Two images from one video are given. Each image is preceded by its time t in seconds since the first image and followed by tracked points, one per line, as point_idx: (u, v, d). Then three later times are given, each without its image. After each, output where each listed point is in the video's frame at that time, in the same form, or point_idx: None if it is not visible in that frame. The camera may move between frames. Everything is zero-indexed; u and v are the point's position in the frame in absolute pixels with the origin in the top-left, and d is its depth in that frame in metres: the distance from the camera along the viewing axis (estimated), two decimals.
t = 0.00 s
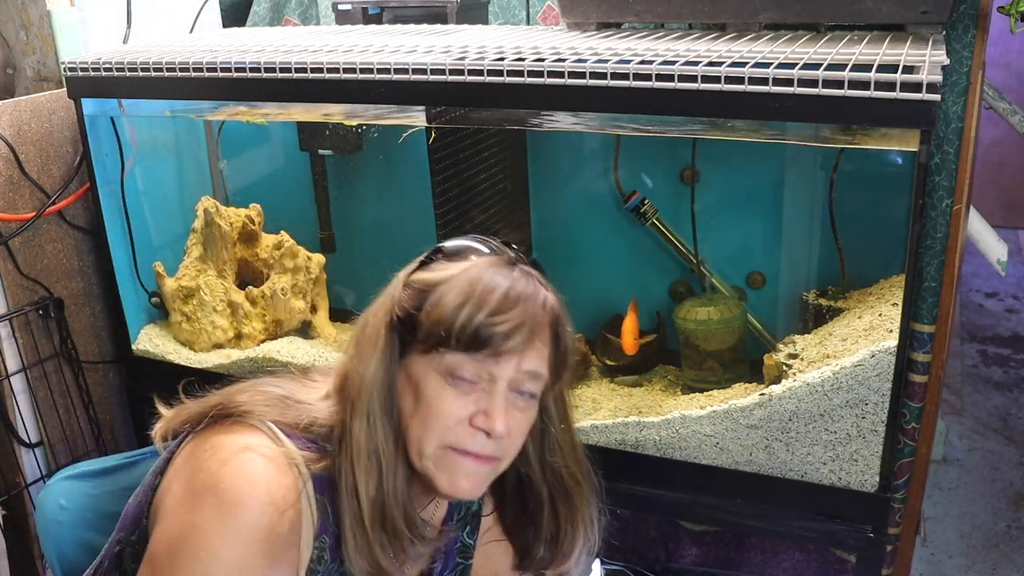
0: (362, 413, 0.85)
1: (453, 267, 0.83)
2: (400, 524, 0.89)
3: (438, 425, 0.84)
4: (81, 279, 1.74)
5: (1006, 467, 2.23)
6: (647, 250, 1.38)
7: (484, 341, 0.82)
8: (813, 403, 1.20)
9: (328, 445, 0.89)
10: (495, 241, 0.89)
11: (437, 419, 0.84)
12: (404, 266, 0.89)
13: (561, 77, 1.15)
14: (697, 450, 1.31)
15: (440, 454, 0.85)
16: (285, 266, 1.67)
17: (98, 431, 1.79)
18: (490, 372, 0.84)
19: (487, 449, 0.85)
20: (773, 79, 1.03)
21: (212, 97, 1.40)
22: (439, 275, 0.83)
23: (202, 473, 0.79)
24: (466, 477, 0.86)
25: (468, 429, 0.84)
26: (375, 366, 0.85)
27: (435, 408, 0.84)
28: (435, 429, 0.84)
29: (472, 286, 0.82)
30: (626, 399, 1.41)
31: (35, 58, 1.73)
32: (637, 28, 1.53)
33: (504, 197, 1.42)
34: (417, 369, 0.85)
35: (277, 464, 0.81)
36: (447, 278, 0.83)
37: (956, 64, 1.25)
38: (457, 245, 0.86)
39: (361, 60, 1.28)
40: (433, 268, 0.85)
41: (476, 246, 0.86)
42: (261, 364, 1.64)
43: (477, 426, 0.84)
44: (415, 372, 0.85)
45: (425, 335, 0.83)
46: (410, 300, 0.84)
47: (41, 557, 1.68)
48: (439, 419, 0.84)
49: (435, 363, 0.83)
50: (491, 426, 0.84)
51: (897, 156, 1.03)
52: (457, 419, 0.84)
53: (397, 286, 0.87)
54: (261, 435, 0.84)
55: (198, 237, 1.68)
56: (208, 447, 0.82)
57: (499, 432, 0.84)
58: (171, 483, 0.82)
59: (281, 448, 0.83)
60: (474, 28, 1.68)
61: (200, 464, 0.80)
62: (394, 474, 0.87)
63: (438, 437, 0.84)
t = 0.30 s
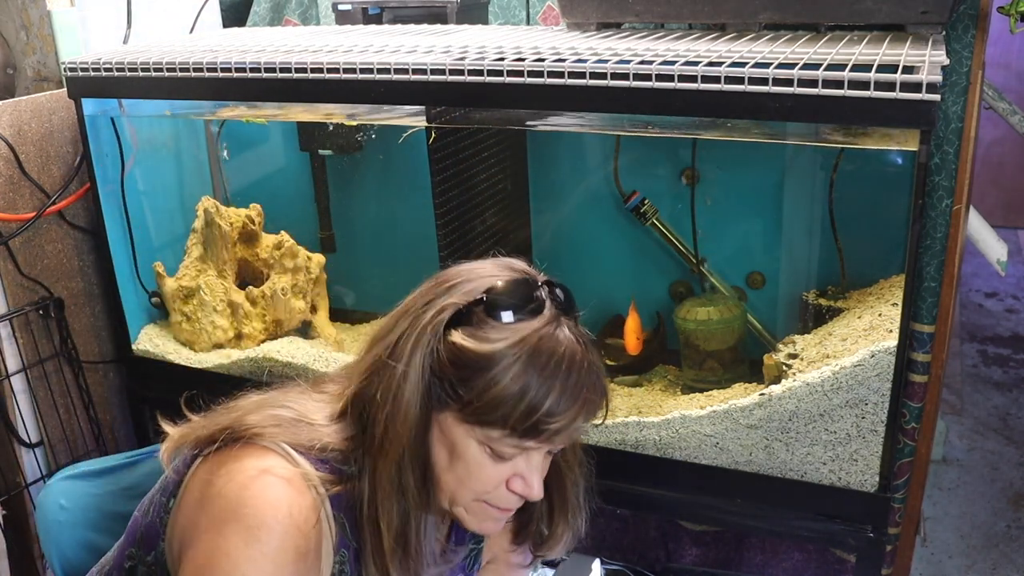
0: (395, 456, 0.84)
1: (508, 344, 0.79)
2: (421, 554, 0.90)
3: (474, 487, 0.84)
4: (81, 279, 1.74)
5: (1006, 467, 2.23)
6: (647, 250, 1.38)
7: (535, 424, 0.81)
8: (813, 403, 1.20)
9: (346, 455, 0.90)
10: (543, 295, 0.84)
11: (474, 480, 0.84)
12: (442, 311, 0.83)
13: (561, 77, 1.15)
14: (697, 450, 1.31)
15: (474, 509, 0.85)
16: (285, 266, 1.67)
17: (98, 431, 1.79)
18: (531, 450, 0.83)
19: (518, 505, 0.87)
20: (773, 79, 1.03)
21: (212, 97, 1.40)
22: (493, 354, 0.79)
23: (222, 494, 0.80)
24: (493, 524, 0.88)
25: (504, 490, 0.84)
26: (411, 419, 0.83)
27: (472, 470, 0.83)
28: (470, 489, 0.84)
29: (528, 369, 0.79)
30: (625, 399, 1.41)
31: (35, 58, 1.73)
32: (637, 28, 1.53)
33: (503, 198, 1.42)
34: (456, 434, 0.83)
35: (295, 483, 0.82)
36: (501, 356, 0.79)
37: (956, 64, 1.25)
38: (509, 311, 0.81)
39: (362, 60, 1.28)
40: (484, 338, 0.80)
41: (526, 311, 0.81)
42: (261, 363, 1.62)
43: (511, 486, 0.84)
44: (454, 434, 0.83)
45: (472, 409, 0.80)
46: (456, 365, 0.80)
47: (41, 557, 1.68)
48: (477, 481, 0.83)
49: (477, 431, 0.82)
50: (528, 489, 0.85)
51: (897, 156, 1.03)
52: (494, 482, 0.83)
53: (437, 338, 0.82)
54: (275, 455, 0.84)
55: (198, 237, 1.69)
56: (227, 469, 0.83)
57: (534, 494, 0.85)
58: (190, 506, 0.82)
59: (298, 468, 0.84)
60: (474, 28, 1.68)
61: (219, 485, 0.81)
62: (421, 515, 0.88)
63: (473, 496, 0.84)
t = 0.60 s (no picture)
0: (382, 472, 0.85)
1: (491, 356, 0.78)
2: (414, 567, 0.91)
3: (460, 504, 0.84)
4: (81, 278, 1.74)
5: (1006, 467, 2.23)
6: (646, 250, 1.38)
7: (522, 438, 0.80)
8: (813, 403, 1.20)
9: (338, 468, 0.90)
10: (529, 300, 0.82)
11: (459, 497, 0.84)
12: (422, 324, 0.82)
13: (561, 77, 1.15)
14: (697, 450, 1.31)
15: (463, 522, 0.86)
16: (285, 266, 1.67)
17: (98, 431, 1.79)
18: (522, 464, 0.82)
19: (506, 518, 0.87)
20: (773, 79, 1.03)
21: (213, 97, 1.40)
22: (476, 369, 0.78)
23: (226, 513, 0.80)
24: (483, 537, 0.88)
25: (490, 505, 0.84)
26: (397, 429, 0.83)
27: (456, 486, 0.83)
28: (455, 505, 0.85)
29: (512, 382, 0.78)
30: (625, 399, 1.41)
31: (35, 59, 1.73)
32: (637, 28, 1.53)
33: (504, 198, 1.41)
34: (439, 449, 0.83)
35: (294, 495, 0.82)
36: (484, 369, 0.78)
37: (956, 64, 1.25)
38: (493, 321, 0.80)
39: (362, 60, 1.28)
40: (467, 350, 0.79)
41: (511, 321, 0.80)
42: (261, 363, 1.61)
43: (498, 502, 0.85)
44: (436, 449, 0.83)
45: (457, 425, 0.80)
46: (438, 380, 0.80)
47: (42, 557, 1.68)
48: (462, 497, 0.84)
49: (459, 447, 0.81)
50: (513, 504, 0.84)
51: (897, 157, 1.03)
52: (480, 498, 0.84)
53: (420, 351, 0.82)
54: (272, 468, 0.84)
55: (198, 237, 1.69)
56: (227, 483, 0.83)
57: (522, 508, 0.85)
58: (193, 522, 0.83)
59: (295, 479, 0.84)
60: (474, 28, 1.68)
61: (220, 501, 0.81)
62: (411, 532, 0.88)
63: (459, 511, 0.85)
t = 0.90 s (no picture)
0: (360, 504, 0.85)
1: (476, 401, 0.78)
2: None
3: (440, 539, 0.84)
4: (81, 278, 1.74)
5: (1006, 467, 2.23)
6: (646, 250, 1.37)
7: (504, 476, 0.80)
8: (813, 403, 1.20)
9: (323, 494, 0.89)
10: (512, 334, 0.82)
11: (440, 532, 0.84)
12: (402, 363, 0.82)
13: (561, 77, 1.15)
14: (697, 450, 1.31)
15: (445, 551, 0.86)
16: (285, 266, 1.67)
17: (98, 431, 1.79)
18: (505, 503, 0.82)
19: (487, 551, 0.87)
20: (773, 79, 1.03)
21: (212, 97, 1.40)
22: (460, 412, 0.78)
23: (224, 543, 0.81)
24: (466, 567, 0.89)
25: (472, 542, 0.84)
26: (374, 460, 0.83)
27: (437, 523, 0.84)
28: (437, 539, 0.85)
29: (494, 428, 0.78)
30: (625, 399, 1.41)
31: (35, 58, 1.73)
32: (637, 28, 1.53)
33: (504, 198, 1.43)
34: (419, 488, 0.83)
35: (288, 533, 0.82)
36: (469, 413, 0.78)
37: (956, 64, 1.24)
38: (479, 355, 0.79)
39: (362, 60, 1.28)
40: (452, 393, 0.79)
41: (496, 359, 0.80)
42: (261, 363, 1.62)
43: (481, 538, 0.84)
44: (417, 488, 0.83)
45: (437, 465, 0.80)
46: (420, 421, 0.80)
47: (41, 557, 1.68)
48: (442, 533, 0.84)
49: (439, 487, 0.82)
50: (496, 540, 0.85)
51: (897, 156, 1.03)
52: (463, 533, 0.84)
53: (401, 389, 0.82)
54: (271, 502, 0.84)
55: (198, 237, 1.69)
56: (221, 520, 0.82)
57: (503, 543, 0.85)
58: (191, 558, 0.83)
59: (291, 512, 0.84)
60: (474, 28, 1.68)
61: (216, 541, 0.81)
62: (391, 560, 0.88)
63: (441, 545, 0.85)
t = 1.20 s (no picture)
0: None
1: None
2: None
3: None
4: (81, 278, 1.74)
5: (1006, 467, 2.23)
6: (646, 251, 1.37)
7: None
8: (813, 403, 1.20)
9: None
10: (562, 482, 0.46)
11: None
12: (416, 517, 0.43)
13: (561, 77, 1.15)
14: (697, 450, 1.30)
15: None
16: (285, 266, 1.69)
17: (98, 431, 1.79)
18: None
19: None
20: (773, 79, 1.03)
21: (212, 97, 1.40)
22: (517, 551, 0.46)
23: None
24: None
25: None
26: None
27: None
28: None
29: None
30: (625, 399, 1.41)
31: (35, 59, 1.73)
32: (637, 28, 1.53)
33: (505, 198, 1.47)
34: None
35: None
36: None
37: (956, 63, 1.24)
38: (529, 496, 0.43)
39: (362, 60, 1.28)
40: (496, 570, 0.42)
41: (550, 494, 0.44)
42: (261, 363, 1.60)
43: None
44: None
45: None
46: None
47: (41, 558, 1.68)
48: None
49: None
50: None
51: (896, 156, 1.03)
52: None
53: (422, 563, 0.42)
54: None
55: (198, 238, 1.70)
56: None
57: None
58: None
59: None
60: (474, 28, 1.68)
61: None
62: None
63: None
